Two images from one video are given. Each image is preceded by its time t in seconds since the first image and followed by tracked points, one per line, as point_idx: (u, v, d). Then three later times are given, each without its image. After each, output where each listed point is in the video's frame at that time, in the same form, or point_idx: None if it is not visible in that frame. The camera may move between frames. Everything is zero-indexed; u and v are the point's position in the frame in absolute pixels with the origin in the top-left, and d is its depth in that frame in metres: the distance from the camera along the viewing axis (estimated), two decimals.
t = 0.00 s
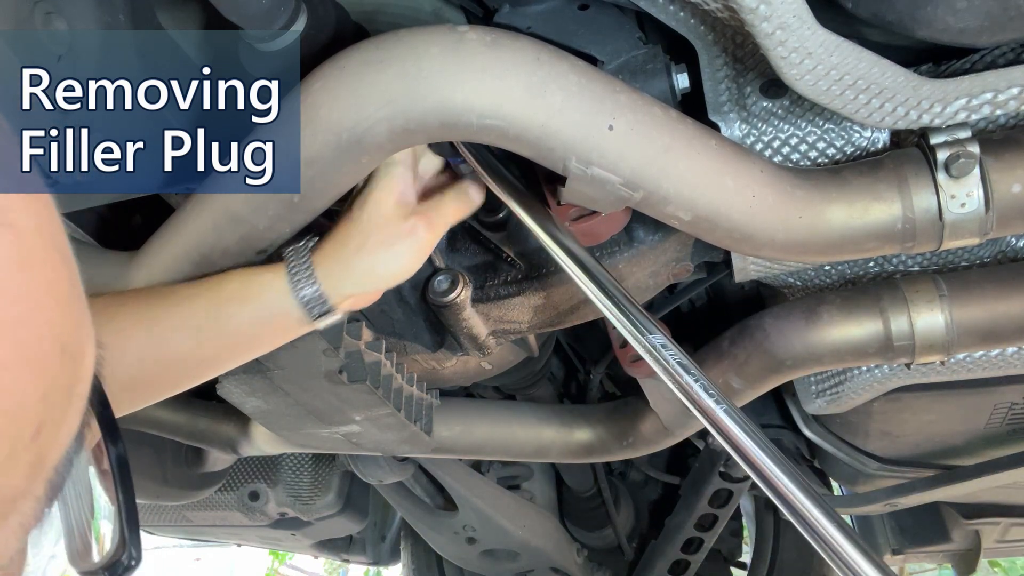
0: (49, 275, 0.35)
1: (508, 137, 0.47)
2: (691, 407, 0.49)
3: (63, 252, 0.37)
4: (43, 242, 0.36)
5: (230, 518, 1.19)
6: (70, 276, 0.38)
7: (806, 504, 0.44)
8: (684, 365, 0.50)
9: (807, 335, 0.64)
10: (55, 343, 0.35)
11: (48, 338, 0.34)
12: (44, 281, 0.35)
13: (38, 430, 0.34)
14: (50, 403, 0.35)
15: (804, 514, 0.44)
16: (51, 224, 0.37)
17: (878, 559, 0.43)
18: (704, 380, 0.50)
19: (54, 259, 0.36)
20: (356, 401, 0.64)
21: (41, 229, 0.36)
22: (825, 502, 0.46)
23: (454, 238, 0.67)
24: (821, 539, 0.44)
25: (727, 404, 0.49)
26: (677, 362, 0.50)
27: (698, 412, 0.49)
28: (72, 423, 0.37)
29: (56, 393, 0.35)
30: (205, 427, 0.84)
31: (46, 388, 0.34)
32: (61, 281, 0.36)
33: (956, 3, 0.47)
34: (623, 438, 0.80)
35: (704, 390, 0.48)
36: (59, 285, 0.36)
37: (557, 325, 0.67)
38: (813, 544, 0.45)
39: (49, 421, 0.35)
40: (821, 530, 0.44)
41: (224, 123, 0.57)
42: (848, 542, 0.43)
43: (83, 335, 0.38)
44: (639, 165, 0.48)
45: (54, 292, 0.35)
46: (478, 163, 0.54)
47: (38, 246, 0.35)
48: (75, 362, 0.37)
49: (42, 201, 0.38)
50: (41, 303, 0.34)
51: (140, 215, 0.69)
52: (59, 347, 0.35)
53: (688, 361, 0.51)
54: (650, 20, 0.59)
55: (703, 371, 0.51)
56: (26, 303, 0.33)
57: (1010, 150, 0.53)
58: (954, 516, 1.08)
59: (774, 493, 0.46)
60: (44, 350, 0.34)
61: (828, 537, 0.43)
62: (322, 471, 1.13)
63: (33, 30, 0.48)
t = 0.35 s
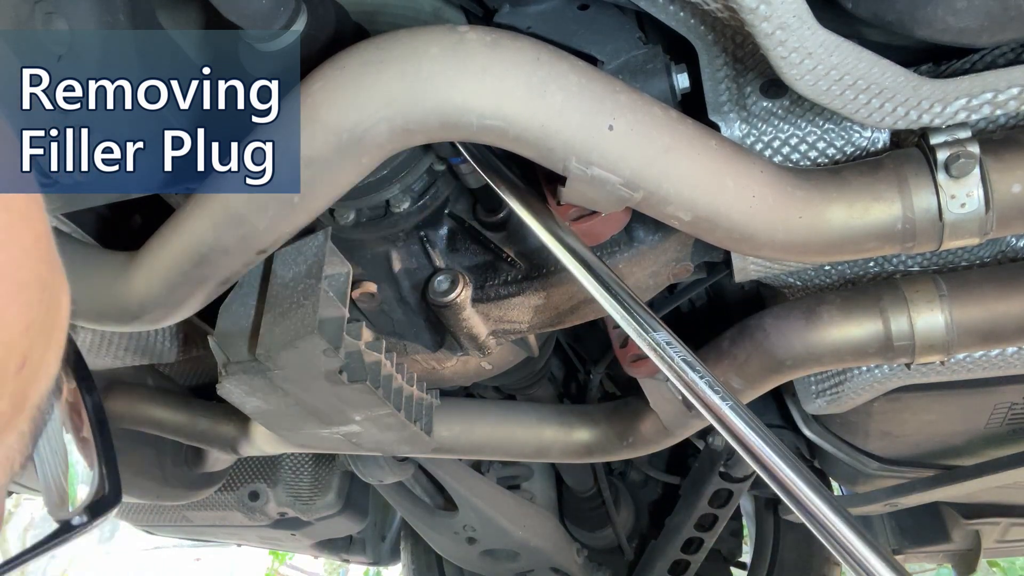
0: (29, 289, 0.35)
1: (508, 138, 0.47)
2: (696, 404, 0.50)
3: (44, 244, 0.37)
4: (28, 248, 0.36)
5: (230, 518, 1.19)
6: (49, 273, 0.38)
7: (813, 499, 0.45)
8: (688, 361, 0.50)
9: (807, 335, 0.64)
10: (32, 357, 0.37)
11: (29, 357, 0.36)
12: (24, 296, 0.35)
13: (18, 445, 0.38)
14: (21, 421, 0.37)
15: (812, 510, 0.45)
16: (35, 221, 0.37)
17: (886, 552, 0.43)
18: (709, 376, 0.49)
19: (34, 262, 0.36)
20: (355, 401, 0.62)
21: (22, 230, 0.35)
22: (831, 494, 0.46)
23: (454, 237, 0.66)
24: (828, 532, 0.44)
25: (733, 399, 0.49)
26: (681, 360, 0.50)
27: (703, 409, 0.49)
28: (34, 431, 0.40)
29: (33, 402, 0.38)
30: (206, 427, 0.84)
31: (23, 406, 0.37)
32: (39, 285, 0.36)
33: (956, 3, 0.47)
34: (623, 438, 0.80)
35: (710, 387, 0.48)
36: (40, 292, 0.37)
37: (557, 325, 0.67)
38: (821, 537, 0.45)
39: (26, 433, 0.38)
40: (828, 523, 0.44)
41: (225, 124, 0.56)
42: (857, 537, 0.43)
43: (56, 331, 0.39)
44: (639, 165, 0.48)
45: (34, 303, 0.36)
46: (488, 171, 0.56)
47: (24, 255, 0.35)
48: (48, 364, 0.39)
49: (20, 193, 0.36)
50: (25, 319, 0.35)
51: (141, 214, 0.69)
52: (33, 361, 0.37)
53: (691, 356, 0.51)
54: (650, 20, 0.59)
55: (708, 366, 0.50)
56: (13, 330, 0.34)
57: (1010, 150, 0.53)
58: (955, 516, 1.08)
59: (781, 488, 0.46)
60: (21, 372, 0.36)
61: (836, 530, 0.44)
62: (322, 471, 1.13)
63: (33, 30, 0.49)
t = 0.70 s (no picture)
0: (69, 286, 0.37)
1: (508, 138, 0.47)
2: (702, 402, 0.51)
3: (77, 242, 0.38)
4: (66, 248, 0.37)
5: (230, 518, 1.19)
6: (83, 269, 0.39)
7: (822, 494, 0.46)
8: (694, 359, 0.51)
9: (807, 335, 0.64)
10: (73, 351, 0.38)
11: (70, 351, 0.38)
12: (65, 293, 0.36)
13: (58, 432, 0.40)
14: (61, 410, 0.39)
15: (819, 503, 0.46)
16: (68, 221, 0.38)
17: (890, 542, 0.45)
18: (713, 373, 0.51)
19: (72, 261, 0.37)
20: (355, 401, 0.62)
21: (60, 230, 0.37)
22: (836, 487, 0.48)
23: (454, 238, 0.66)
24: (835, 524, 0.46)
25: (737, 396, 0.50)
26: (687, 358, 0.51)
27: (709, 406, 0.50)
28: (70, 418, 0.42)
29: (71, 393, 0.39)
30: (206, 427, 0.84)
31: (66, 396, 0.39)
32: (77, 282, 0.38)
33: (956, 3, 0.47)
34: (622, 438, 0.80)
35: (715, 383, 0.49)
36: (77, 288, 0.38)
37: (557, 324, 0.67)
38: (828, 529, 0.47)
39: (65, 420, 0.40)
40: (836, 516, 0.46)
41: (224, 124, 0.56)
42: (865, 529, 0.45)
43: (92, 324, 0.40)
44: (639, 165, 0.48)
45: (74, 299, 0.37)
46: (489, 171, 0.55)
47: (63, 255, 0.36)
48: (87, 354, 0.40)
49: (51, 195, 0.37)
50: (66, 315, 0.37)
51: (140, 215, 0.69)
52: (75, 354, 0.38)
53: (695, 354, 0.52)
54: (650, 20, 0.59)
55: (711, 363, 0.51)
56: (59, 326, 0.36)
57: (1010, 150, 0.53)
58: (954, 516, 1.08)
59: (789, 484, 0.47)
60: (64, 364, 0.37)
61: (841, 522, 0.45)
62: (322, 472, 1.13)
63: (33, 30, 0.49)
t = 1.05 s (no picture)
0: (83, 288, 0.37)
1: (508, 138, 0.47)
2: (729, 379, 0.49)
3: (90, 241, 0.39)
4: (79, 250, 0.37)
5: (230, 518, 1.19)
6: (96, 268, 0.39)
7: (868, 474, 0.44)
8: (717, 337, 0.49)
9: (807, 336, 0.64)
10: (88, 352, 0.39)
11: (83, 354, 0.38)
12: (80, 295, 0.37)
13: (69, 432, 0.41)
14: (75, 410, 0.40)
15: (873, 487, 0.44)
16: (80, 220, 0.38)
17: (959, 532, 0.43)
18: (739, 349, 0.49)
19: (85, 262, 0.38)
20: (355, 401, 0.62)
21: (72, 231, 0.37)
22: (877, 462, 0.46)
23: (454, 237, 0.66)
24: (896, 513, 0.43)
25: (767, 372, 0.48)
26: (709, 336, 0.49)
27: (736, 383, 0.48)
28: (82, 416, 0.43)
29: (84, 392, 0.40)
30: (206, 427, 0.84)
31: (78, 398, 0.39)
32: (91, 285, 0.38)
33: (956, 3, 0.47)
34: (623, 438, 0.80)
35: (744, 362, 0.48)
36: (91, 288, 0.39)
37: (557, 324, 0.67)
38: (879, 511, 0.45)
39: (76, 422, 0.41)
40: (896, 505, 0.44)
41: (224, 123, 0.56)
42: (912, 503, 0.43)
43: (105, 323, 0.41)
44: (639, 166, 0.48)
45: (88, 299, 0.38)
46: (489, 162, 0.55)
47: (76, 256, 0.37)
48: (99, 355, 0.41)
49: (62, 195, 0.38)
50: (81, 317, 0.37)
51: (140, 215, 0.69)
52: (88, 355, 0.39)
53: (719, 332, 0.50)
54: (650, 20, 0.59)
55: (736, 340, 0.50)
56: (73, 329, 0.36)
57: (1010, 150, 0.53)
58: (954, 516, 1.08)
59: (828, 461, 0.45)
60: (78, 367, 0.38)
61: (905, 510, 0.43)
62: (322, 472, 1.13)
63: (33, 30, 0.48)
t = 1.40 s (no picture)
0: (92, 293, 0.38)
1: (508, 137, 0.47)
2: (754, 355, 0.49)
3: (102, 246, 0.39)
4: (90, 254, 0.37)
5: (230, 518, 1.19)
6: (107, 273, 0.40)
7: (905, 439, 0.44)
8: (739, 315, 0.49)
9: (807, 336, 0.64)
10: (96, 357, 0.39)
11: (91, 358, 0.38)
12: (88, 300, 0.37)
13: (76, 438, 0.41)
14: (82, 415, 0.40)
15: (910, 449, 0.44)
16: (90, 222, 0.38)
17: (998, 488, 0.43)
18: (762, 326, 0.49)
19: (95, 266, 0.38)
20: (355, 401, 0.62)
21: (84, 235, 0.37)
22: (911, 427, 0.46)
23: (454, 238, 0.66)
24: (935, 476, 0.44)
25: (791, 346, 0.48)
26: (732, 315, 0.49)
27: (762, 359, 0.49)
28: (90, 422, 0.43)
29: (91, 398, 0.40)
30: (205, 427, 0.84)
31: (84, 401, 0.39)
32: (99, 287, 0.38)
33: (956, 3, 0.47)
34: (622, 438, 0.80)
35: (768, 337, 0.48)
36: (100, 293, 0.39)
37: (557, 324, 0.67)
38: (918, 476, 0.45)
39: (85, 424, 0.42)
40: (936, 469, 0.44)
41: (224, 124, 0.56)
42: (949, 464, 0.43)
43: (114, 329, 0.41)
44: (639, 165, 0.48)
45: (96, 304, 0.38)
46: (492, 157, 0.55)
47: (87, 261, 0.37)
48: (107, 357, 0.41)
49: (73, 195, 0.38)
50: (89, 323, 0.37)
51: (140, 215, 0.69)
52: (95, 358, 0.39)
53: (741, 310, 0.50)
54: (650, 20, 0.59)
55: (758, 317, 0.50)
56: (80, 334, 0.37)
57: (1010, 149, 0.53)
58: (954, 516, 1.08)
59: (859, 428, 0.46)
60: (84, 372, 0.38)
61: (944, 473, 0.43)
62: (322, 472, 1.13)
63: (33, 30, 0.48)
